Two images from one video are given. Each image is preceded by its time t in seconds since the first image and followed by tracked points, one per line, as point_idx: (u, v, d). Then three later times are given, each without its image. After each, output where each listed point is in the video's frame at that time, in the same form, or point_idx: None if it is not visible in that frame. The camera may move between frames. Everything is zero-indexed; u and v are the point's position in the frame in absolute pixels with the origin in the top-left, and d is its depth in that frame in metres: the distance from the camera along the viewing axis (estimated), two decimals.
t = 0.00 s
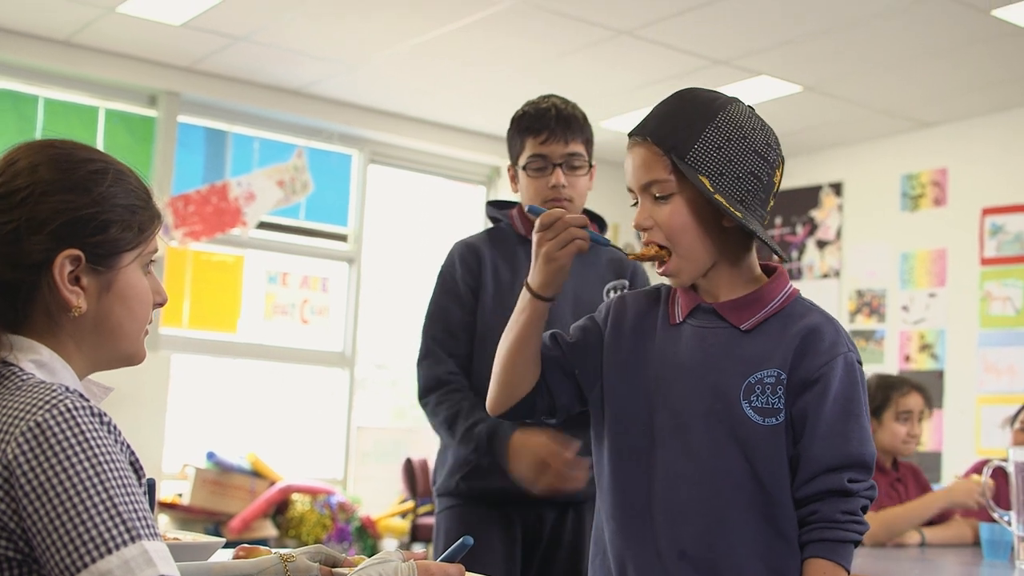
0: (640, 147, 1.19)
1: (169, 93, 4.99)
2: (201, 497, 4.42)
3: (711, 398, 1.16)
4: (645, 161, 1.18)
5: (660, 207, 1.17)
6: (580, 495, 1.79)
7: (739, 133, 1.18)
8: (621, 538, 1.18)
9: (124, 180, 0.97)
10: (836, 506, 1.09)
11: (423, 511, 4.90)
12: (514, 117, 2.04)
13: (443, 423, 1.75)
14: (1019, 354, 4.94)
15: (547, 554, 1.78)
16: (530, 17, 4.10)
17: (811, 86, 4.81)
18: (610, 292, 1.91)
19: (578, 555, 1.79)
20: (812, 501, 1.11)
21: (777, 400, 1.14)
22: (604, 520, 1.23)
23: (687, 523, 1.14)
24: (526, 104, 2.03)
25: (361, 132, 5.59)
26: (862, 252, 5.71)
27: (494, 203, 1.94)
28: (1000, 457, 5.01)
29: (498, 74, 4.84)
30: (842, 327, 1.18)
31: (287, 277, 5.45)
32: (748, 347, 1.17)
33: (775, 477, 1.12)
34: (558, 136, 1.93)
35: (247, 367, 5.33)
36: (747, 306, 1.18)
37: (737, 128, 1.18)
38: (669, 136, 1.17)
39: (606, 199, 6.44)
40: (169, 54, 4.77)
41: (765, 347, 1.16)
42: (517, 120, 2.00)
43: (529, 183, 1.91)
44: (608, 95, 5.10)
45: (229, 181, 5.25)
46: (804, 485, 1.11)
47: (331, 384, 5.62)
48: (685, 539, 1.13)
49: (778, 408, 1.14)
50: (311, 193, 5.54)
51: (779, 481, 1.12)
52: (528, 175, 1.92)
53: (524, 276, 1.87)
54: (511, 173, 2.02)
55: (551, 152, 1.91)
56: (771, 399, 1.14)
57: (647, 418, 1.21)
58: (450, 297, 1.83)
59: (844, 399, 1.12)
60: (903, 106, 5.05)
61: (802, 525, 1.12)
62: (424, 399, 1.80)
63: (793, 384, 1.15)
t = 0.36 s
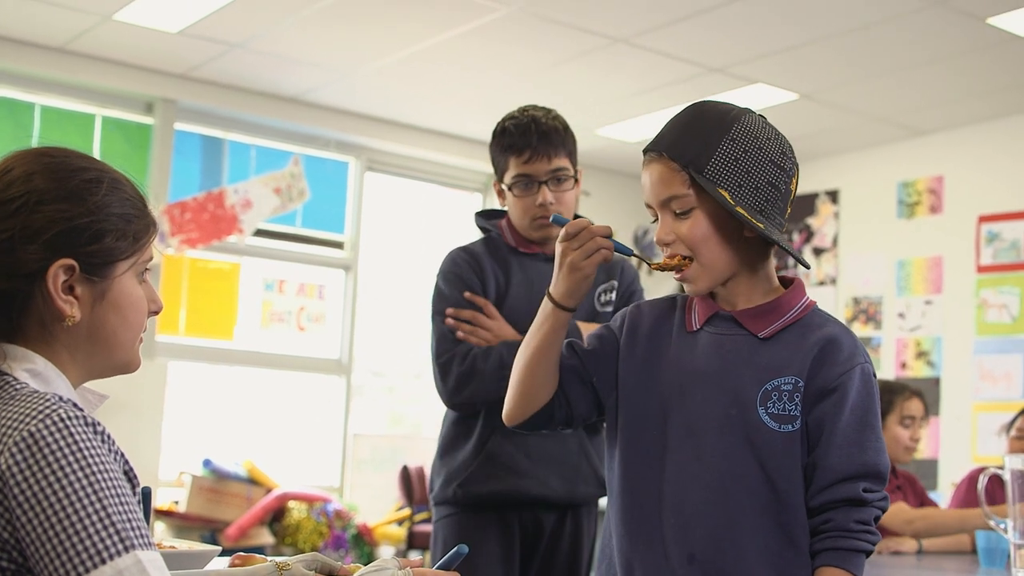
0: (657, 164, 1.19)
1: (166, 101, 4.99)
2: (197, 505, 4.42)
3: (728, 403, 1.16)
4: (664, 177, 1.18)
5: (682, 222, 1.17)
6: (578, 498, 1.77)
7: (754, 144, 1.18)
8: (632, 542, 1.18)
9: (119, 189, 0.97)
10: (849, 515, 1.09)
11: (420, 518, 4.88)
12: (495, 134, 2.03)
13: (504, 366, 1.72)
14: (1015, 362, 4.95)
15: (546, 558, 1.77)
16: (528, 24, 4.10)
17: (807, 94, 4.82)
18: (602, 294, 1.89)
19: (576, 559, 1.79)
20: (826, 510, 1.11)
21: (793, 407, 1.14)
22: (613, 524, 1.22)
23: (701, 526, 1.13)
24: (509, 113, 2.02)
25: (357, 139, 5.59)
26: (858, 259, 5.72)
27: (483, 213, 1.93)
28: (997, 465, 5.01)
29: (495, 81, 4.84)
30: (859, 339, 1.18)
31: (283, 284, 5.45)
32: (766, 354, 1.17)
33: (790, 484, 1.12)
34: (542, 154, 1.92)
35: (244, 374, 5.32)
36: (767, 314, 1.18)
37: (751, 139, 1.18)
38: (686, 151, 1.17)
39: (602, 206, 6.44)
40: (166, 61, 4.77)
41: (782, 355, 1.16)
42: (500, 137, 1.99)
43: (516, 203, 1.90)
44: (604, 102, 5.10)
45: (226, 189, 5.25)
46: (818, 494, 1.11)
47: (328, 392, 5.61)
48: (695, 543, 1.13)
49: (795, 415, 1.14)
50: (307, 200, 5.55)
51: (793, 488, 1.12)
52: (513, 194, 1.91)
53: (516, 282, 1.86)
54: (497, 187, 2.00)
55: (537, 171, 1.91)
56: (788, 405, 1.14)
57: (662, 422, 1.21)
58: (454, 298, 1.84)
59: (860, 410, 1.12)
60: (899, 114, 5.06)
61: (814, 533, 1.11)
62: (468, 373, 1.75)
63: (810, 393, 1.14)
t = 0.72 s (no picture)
0: (654, 173, 1.19)
1: (161, 103, 4.99)
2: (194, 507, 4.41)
3: (726, 405, 1.16)
4: (662, 184, 1.18)
5: (681, 229, 1.17)
6: (572, 501, 1.77)
7: (750, 148, 1.19)
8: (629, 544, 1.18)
9: (109, 191, 0.97)
10: (845, 516, 1.09)
11: (416, 520, 4.89)
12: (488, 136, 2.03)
13: (510, 362, 1.75)
14: (1012, 363, 4.95)
15: (540, 561, 1.77)
16: (525, 27, 4.11)
17: (802, 96, 4.83)
18: (594, 299, 1.91)
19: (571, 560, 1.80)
20: (822, 511, 1.11)
21: (790, 409, 1.15)
22: (610, 526, 1.22)
23: (699, 528, 1.14)
24: (502, 116, 2.02)
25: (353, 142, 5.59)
26: (854, 261, 5.73)
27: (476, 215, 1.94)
28: (993, 466, 5.02)
29: (491, 84, 4.85)
30: (855, 342, 1.19)
31: (280, 287, 5.45)
32: (762, 357, 1.17)
33: (787, 486, 1.13)
34: (535, 157, 1.92)
35: (240, 376, 5.32)
36: (764, 316, 1.19)
37: (747, 142, 1.19)
38: (683, 158, 1.17)
39: (599, 208, 6.45)
40: (163, 64, 4.77)
41: (778, 358, 1.17)
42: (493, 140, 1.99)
43: (510, 207, 1.90)
44: (600, 105, 5.11)
45: (222, 191, 5.24)
46: (815, 495, 1.12)
47: (324, 394, 5.61)
48: (691, 544, 1.13)
49: (791, 417, 1.15)
50: (304, 203, 5.55)
51: (790, 491, 1.13)
52: (507, 198, 1.91)
53: (509, 284, 1.87)
54: (490, 190, 2.01)
55: (531, 175, 1.91)
56: (784, 407, 1.15)
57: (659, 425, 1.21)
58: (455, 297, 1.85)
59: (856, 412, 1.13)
60: (894, 116, 5.07)
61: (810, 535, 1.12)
62: (472, 366, 1.76)
63: (806, 395, 1.15)
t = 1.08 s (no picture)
0: (658, 172, 1.19)
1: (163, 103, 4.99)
2: (195, 507, 4.42)
3: (720, 403, 1.16)
4: (665, 183, 1.17)
5: (684, 230, 1.17)
6: (572, 500, 1.77)
7: (753, 148, 1.18)
8: (623, 542, 1.18)
9: (107, 189, 0.97)
10: (838, 516, 1.09)
11: (418, 520, 4.89)
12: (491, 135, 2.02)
13: (505, 367, 1.74)
14: (1013, 363, 4.95)
15: (541, 561, 1.77)
16: (526, 27, 4.11)
17: (803, 96, 4.83)
18: (595, 300, 1.90)
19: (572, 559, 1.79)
20: (814, 510, 1.11)
21: (784, 408, 1.14)
22: (602, 524, 1.22)
23: (692, 527, 1.13)
24: (505, 115, 2.02)
25: (354, 142, 5.59)
26: (855, 262, 5.73)
27: (477, 214, 1.93)
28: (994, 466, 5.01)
29: (492, 84, 4.85)
30: (849, 343, 1.18)
31: (281, 287, 5.45)
32: (757, 356, 1.17)
33: (781, 485, 1.12)
34: (539, 158, 1.92)
35: (241, 377, 5.32)
36: (758, 317, 1.19)
37: (749, 143, 1.18)
38: (686, 158, 1.17)
39: (600, 209, 6.45)
40: (164, 64, 4.78)
41: (772, 356, 1.16)
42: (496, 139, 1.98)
43: (512, 206, 1.90)
44: (601, 105, 5.11)
45: (223, 191, 5.24)
46: (807, 494, 1.12)
47: (326, 395, 5.62)
48: (685, 542, 1.13)
49: (786, 416, 1.14)
50: (305, 203, 5.54)
51: (783, 490, 1.12)
52: (510, 197, 1.91)
53: (509, 286, 1.87)
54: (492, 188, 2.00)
55: (534, 174, 1.90)
56: (779, 405, 1.14)
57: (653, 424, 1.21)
58: (453, 302, 1.84)
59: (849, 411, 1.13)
60: (896, 116, 5.07)
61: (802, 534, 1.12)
62: (468, 372, 1.75)
63: (801, 393, 1.15)
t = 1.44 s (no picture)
0: (702, 150, 1.20)
1: (164, 103, 4.99)
2: (196, 506, 4.42)
3: (737, 402, 1.16)
4: (708, 162, 1.19)
5: (718, 210, 1.18)
6: (571, 500, 1.77)
7: (800, 150, 1.20)
8: (643, 541, 1.19)
9: (107, 186, 0.96)
10: (868, 509, 1.10)
11: (419, 519, 4.89)
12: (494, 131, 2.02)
13: (503, 368, 1.74)
14: (1014, 361, 4.95)
15: (540, 561, 1.76)
16: (527, 25, 4.11)
17: (805, 94, 4.83)
18: (596, 296, 1.90)
19: (570, 558, 1.79)
20: (843, 507, 1.12)
21: (802, 407, 1.14)
22: (620, 522, 1.23)
23: (709, 526, 1.14)
24: (508, 111, 2.01)
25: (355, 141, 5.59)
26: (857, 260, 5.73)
27: (478, 210, 1.93)
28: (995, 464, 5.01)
29: (493, 82, 4.84)
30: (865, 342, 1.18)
31: (283, 285, 5.45)
32: (775, 356, 1.17)
33: (800, 483, 1.13)
34: (542, 157, 1.92)
35: (242, 375, 5.33)
36: (775, 315, 1.18)
37: (798, 144, 1.20)
38: (733, 142, 1.18)
39: (601, 207, 6.45)
40: (165, 63, 4.78)
41: (791, 356, 1.16)
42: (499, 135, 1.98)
43: (514, 204, 1.90)
44: (603, 103, 5.11)
45: (225, 190, 5.23)
46: (837, 494, 1.12)
47: (328, 393, 5.62)
48: (703, 539, 1.14)
49: (804, 415, 1.14)
50: (306, 201, 5.54)
51: (801, 488, 1.13)
52: (512, 194, 1.91)
53: (510, 283, 1.86)
54: (493, 185, 2.00)
55: (537, 174, 1.91)
56: (797, 404, 1.14)
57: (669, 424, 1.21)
58: (451, 300, 1.85)
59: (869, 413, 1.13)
60: (897, 114, 5.07)
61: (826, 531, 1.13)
62: (466, 371, 1.76)
63: (819, 393, 1.15)
